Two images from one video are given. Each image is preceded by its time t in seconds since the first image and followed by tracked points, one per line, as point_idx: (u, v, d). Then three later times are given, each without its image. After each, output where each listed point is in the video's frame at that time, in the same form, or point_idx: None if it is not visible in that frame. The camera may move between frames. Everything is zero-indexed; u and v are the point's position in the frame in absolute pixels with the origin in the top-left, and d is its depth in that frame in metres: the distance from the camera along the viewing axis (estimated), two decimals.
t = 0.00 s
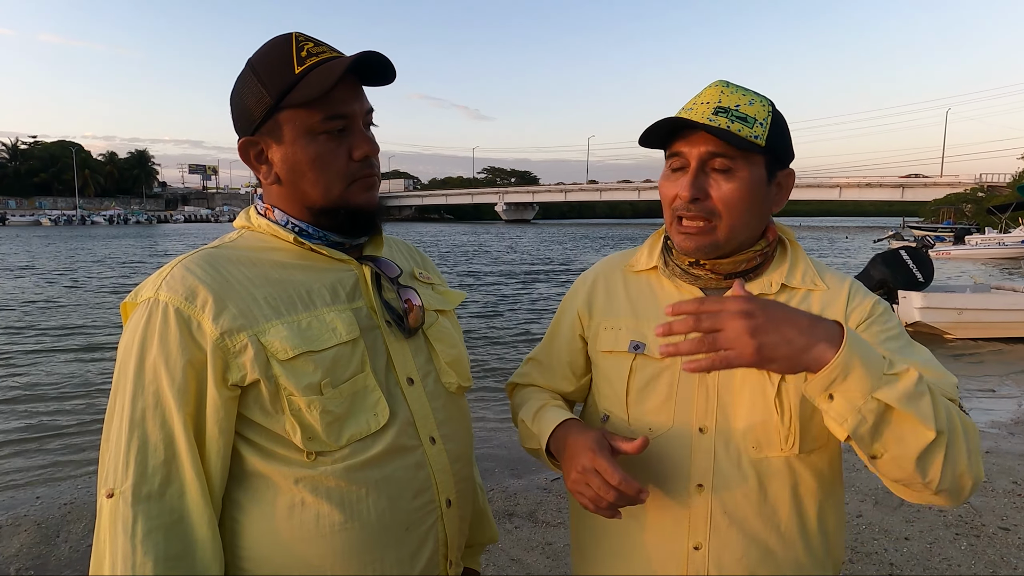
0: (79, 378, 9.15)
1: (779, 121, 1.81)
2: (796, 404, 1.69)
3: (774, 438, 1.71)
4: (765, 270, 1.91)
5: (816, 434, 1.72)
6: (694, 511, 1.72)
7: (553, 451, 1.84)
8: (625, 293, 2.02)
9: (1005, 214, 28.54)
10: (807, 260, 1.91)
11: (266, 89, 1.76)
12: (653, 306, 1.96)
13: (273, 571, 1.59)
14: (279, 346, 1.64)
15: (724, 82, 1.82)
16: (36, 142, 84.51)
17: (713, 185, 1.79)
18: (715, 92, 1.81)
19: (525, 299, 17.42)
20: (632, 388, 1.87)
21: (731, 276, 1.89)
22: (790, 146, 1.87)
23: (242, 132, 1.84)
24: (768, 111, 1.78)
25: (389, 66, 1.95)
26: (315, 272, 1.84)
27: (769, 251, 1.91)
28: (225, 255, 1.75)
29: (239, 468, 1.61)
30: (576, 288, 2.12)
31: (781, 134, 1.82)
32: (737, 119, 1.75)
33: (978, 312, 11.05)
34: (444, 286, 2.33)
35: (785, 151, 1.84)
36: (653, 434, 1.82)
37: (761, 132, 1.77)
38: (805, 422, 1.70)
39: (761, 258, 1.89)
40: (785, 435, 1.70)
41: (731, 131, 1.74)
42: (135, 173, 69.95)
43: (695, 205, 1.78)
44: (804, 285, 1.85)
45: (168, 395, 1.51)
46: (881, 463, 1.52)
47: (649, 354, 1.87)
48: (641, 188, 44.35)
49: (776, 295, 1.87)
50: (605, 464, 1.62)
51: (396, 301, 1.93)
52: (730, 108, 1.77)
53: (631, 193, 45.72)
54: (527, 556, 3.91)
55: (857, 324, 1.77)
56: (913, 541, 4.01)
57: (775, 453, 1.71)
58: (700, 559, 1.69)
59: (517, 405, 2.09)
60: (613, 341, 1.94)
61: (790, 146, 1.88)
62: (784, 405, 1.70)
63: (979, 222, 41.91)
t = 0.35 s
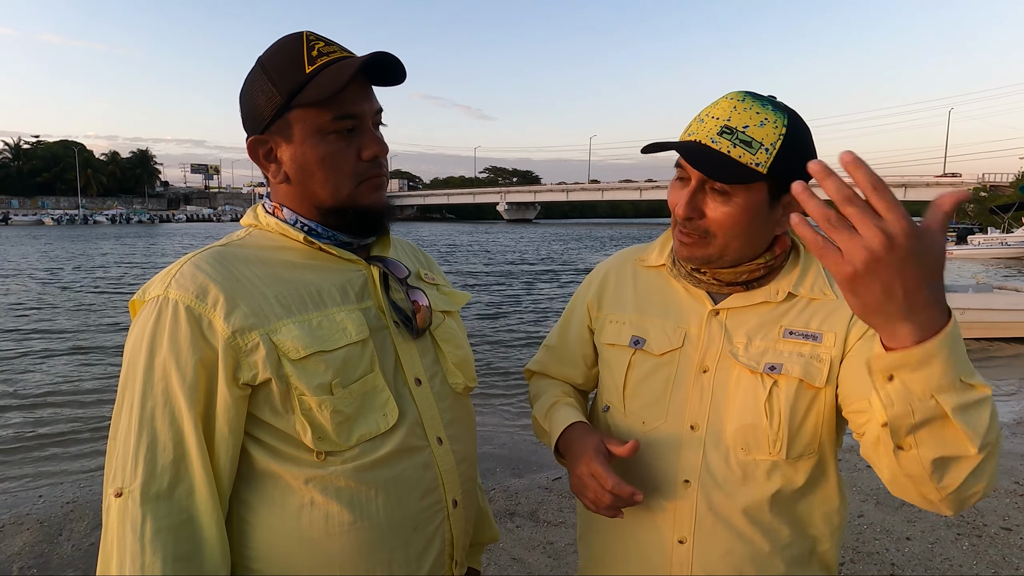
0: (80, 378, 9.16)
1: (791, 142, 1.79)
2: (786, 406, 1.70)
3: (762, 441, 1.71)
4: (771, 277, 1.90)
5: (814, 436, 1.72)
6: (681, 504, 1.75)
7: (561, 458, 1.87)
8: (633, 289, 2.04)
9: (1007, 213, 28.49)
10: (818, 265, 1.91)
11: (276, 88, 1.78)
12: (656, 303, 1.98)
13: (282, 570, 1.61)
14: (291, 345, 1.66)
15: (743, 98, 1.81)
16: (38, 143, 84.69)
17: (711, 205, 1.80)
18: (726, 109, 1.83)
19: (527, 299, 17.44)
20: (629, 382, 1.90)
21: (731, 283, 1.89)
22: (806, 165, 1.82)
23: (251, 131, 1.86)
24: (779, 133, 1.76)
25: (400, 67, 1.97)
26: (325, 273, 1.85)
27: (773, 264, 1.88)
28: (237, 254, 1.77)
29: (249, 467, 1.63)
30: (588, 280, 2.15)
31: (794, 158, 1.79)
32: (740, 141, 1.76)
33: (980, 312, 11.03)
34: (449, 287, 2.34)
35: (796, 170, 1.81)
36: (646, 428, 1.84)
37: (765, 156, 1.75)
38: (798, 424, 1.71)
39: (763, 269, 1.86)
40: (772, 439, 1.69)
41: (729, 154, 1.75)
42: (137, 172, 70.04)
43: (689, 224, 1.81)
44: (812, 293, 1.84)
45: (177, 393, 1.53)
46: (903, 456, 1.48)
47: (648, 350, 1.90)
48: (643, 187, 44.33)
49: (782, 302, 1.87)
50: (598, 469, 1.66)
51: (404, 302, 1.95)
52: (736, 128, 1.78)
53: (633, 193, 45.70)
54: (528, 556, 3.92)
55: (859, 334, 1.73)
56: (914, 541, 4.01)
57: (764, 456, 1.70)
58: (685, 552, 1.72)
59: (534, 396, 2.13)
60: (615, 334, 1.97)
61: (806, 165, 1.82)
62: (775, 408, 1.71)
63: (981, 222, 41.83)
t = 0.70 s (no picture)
0: (80, 375, 9.16)
1: (769, 115, 1.84)
2: (788, 406, 1.70)
3: (762, 440, 1.71)
4: (773, 271, 1.91)
5: (816, 435, 1.71)
6: (687, 502, 1.73)
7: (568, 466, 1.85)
8: (638, 286, 2.04)
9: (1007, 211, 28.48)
10: (821, 263, 1.91)
11: (283, 83, 1.77)
12: (661, 300, 1.98)
13: (286, 569, 1.60)
14: (296, 344, 1.65)
15: (722, 80, 1.89)
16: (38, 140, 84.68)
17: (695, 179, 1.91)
18: (709, 90, 1.91)
19: (527, 297, 17.44)
20: (634, 380, 1.89)
21: (731, 273, 1.91)
22: (789, 139, 1.88)
23: (256, 126, 1.85)
24: (755, 105, 1.82)
25: (407, 62, 1.96)
26: (329, 270, 1.85)
27: (773, 250, 1.91)
28: (241, 251, 1.77)
29: (253, 466, 1.63)
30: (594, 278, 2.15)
31: (769, 129, 1.85)
32: (716, 115, 1.84)
33: (980, 310, 11.03)
34: (452, 285, 2.34)
35: (778, 146, 1.86)
36: (652, 424, 1.83)
37: (742, 126, 1.82)
38: (800, 423, 1.70)
39: (762, 256, 1.89)
40: (773, 438, 1.69)
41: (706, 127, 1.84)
42: (137, 170, 69.99)
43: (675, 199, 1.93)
44: (815, 290, 1.85)
45: (182, 392, 1.52)
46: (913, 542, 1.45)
47: (653, 346, 1.89)
48: (643, 185, 44.30)
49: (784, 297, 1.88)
50: (608, 478, 1.65)
51: (408, 300, 1.94)
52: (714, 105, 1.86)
53: (633, 191, 45.68)
54: (528, 554, 3.93)
55: (868, 346, 1.73)
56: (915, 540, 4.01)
57: (767, 454, 1.70)
58: (690, 548, 1.71)
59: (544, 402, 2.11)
60: (620, 332, 1.96)
61: (789, 139, 1.88)
62: (776, 407, 1.71)
63: (981, 220, 41.81)
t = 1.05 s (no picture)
0: (78, 377, 9.13)
1: (769, 117, 1.85)
2: (793, 404, 1.71)
3: (768, 438, 1.72)
4: (770, 272, 1.92)
5: (816, 433, 1.72)
6: (690, 506, 1.73)
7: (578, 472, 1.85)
8: (635, 289, 2.04)
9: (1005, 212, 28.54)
10: (816, 262, 1.91)
11: (278, 81, 1.77)
12: (661, 302, 1.97)
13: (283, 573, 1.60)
14: (292, 349, 1.65)
15: (720, 83, 1.89)
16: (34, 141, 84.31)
17: (697, 182, 1.90)
18: (707, 92, 1.90)
19: (525, 298, 17.44)
20: (635, 383, 1.89)
21: (730, 274, 1.92)
22: (788, 143, 1.90)
23: (254, 125, 1.85)
24: (755, 108, 1.83)
25: (403, 59, 1.95)
26: (327, 274, 1.85)
27: (771, 250, 1.91)
28: (239, 254, 1.76)
29: (249, 470, 1.62)
30: (587, 283, 2.14)
31: (770, 132, 1.85)
32: (718, 118, 1.83)
33: (978, 311, 11.06)
34: (452, 287, 2.34)
35: (778, 148, 1.87)
36: (653, 428, 1.83)
37: (743, 129, 1.82)
38: (800, 421, 1.71)
39: (761, 256, 1.89)
40: (779, 436, 1.70)
41: (708, 130, 1.83)
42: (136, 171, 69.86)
43: (678, 202, 1.90)
44: (811, 288, 1.86)
45: (178, 396, 1.52)
46: (909, 523, 1.53)
47: (653, 349, 1.89)
48: (642, 186, 44.35)
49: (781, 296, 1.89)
50: (616, 479, 1.65)
51: (406, 303, 1.94)
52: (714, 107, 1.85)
53: (631, 192, 45.71)
54: (527, 555, 3.92)
55: (869, 340, 1.74)
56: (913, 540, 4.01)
57: (771, 453, 1.71)
58: (695, 551, 1.71)
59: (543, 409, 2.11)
60: (619, 335, 1.96)
61: (789, 143, 1.90)
62: (782, 405, 1.72)
63: (979, 220, 41.90)
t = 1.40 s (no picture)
0: (76, 380, 9.10)
1: (770, 126, 1.84)
2: (795, 407, 1.70)
3: (770, 441, 1.71)
4: (765, 275, 1.91)
5: (813, 437, 1.71)
6: (693, 513, 1.72)
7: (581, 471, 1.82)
8: (630, 295, 2.03)
9: (1002, 214, 28.59)
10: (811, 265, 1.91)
11: (253, 80, 1.81)
12: (659, 307, 1.97)
13: None
14: (282, 354, 1.64)
15: (714, 90, 1.87)
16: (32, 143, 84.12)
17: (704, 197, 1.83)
18: (704, 100, 1.87)
19: (523, 300, 17.44)
20: (633, 389, 1.88)
21: (726, 280, 1.90)
22: (785, 150, 1.90)
23: (239, 127, 1.89)
24: (757, 116, 1.82)
25: (375, 47, 1.94)
26: (321, 277, 1.83)
27: (766, 254, 1.91)
28: (232, 257, 1.75)
29: (240, 474, 1.61)
30: (582, 288, 2.14)
31: (773, 142, 1.84)
32: (723, 128, 1.79)
33: (975, 312, 11.07)
34: (451, 290, 2.32)
35: (776, 157, 1.87)
36: (653, 434, 1.82)
37: (749, 140, 1.80)
38: (802, 427, 1.70)
39: (757, 261, 1.89)
40: (781, 440, 1.70)
41: (717, 141, 1.78)
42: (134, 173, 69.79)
43: (687, 217, 1.83)
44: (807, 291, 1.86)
45: (167, 400, 1.51)
46: (881, 450, 1.57)
47: (652, 356, 1.88)
48: (640, 188, 44.38)
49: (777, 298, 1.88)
50: (621, 472, 1.64)
51: (401, 308, 1.92)
52: (717, 116, 1.81)
53: (630, 194, 45.75)
54: (525, 557, 3.91)
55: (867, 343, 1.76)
56: (911, 541, 4.00)
57: (774, 457, 1.70)
58: (697, 561, 1.69)
59: (542, 416, 2.09)
60: (616, 341, 1.95)
61: (786, 149, 1.90)
62: (783, 409, 1.71)
63: (977, 223, 41.97)
